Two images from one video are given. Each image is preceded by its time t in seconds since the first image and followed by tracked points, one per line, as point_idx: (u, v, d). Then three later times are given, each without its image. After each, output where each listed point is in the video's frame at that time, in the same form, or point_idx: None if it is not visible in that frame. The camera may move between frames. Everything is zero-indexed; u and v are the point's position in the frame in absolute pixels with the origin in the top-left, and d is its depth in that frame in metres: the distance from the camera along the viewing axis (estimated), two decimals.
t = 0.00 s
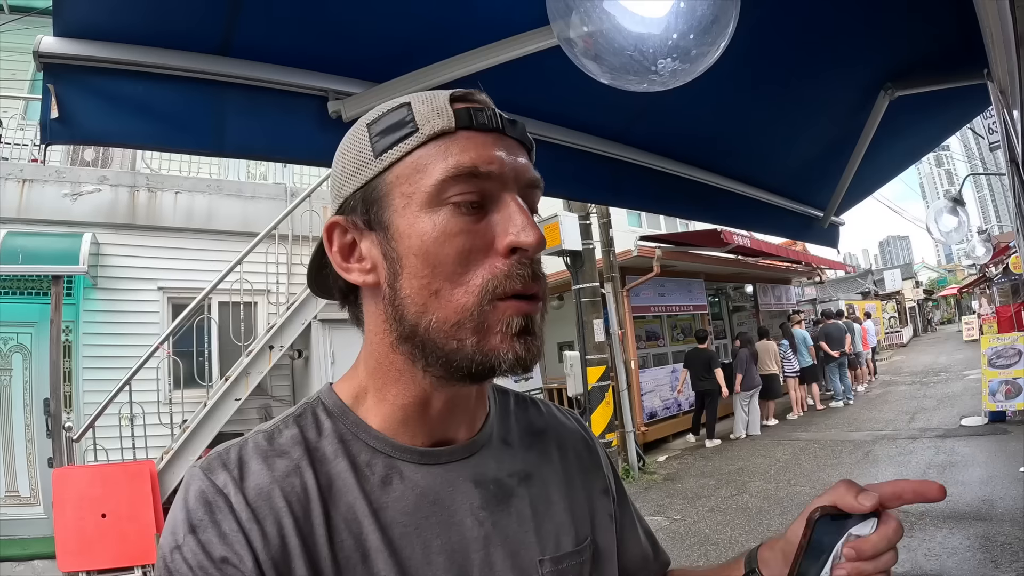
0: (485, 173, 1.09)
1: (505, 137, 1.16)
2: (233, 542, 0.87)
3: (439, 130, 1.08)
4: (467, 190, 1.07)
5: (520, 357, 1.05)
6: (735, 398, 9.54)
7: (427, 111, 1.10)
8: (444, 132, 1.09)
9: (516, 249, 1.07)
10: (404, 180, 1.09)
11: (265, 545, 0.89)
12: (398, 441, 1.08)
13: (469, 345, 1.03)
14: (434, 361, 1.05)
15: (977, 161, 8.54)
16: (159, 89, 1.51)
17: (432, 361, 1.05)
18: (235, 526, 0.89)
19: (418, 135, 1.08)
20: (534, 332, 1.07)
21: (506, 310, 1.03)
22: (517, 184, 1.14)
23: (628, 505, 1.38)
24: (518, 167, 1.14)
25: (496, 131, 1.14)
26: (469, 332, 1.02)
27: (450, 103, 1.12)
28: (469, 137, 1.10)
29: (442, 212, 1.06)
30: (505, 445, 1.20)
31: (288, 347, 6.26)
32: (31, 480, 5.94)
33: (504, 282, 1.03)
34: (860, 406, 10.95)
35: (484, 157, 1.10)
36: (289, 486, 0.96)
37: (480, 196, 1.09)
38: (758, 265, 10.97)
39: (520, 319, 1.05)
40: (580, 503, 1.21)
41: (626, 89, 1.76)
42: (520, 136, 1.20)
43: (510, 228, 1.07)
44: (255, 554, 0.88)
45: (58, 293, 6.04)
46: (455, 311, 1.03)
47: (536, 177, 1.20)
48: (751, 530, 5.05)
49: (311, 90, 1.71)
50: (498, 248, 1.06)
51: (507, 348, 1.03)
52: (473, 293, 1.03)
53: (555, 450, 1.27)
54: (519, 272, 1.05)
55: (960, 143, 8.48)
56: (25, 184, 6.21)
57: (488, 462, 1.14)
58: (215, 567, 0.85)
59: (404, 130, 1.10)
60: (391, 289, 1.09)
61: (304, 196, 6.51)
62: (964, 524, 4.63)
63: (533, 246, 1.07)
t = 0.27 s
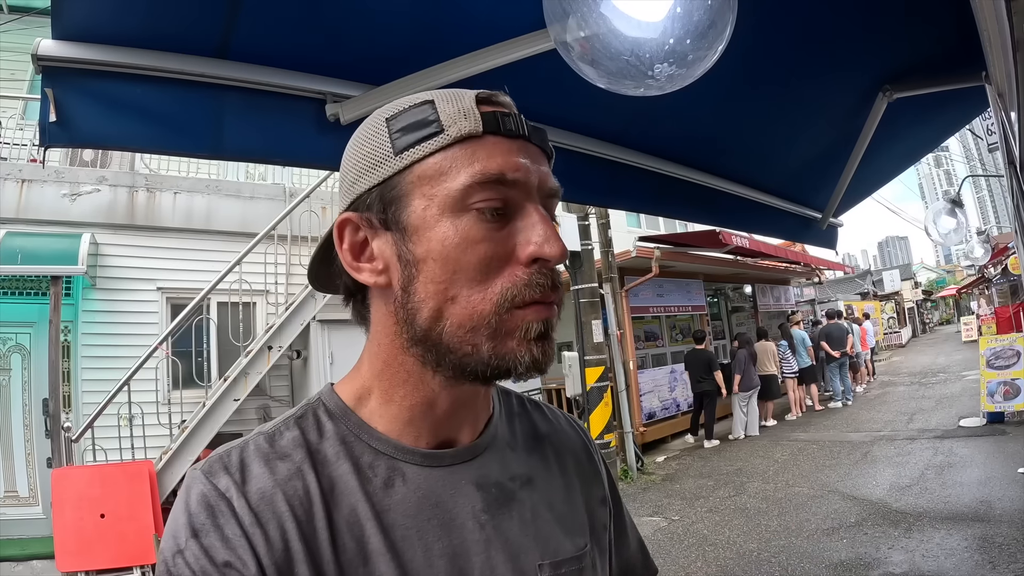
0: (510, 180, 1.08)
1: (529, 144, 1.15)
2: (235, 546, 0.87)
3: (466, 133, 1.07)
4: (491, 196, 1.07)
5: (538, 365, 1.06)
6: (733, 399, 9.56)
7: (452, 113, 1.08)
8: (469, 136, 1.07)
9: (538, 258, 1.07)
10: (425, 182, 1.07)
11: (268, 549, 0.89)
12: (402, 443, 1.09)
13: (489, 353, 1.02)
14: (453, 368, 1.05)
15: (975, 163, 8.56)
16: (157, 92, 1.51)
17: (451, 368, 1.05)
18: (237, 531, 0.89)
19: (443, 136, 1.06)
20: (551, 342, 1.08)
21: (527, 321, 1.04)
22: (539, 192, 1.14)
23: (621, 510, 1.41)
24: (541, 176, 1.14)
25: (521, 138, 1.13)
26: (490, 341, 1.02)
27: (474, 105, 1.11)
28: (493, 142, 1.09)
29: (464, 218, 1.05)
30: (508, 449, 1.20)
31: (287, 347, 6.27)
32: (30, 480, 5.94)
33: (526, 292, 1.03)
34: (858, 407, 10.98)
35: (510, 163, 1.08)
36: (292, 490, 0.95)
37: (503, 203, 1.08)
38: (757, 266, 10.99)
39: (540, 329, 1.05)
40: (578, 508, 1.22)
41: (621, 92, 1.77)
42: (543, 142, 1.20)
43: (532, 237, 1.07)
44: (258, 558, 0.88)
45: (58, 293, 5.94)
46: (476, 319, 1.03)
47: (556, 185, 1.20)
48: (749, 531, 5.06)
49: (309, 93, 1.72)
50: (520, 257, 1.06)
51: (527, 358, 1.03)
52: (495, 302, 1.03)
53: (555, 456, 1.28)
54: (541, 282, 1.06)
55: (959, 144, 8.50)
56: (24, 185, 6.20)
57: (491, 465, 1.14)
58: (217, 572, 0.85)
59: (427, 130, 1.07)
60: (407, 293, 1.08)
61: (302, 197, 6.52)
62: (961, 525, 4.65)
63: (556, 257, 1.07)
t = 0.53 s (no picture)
0: (536, 181, 1.07)
1: (553, 144, 1.15)
2: (250, 544, 0.87)
3: (494, 132, 1.06)
4: (517, 197, 1.06)
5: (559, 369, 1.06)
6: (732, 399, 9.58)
7: (479, 112, 1.07)
8: (496, 135, 1.06)
9: (562, 262, 1.07)
10: (450, 180, 1.06)
11: (284, 547, 0.89)
12: (420, 440, 1.09)
13: (513, 356, 1.03)
14: (476, 369, 1.04)
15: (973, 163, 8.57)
16: (159, 92, 1.51)
17: (475, 369, 1.04)
18: (253, 528, 0.88)
19: (469, 134, 1.06)
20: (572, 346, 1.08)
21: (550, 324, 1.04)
22: (563, 194, 1.14)
23: (623, 506, 1.43)
24: (566, 179, 1.14)
25: (546, 138, 1.13)
26: (514, 344, 1.03)
27: (499, 103, 1.10)
28: (519, 141, 1.08)
29: (489, 217, 1.04)
30: (523, 446, 1.21)
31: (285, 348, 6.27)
32: (29, 480, 5.93)
33: (551, 296, 1.03)
34: (856, 407, 11.00)
35: (537, 164, 1.08)
36: (307, 487, 0.95)
37: (528, 204, 1.08)
38: (755, 266, 11.01)
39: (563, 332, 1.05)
40: (589, 505, 1.23)
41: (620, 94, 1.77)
42: (566, 143, 1.19)
43: (556, 239, 1.07)
44: (273, 556, 0.88)
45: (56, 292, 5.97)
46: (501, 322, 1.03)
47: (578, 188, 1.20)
48: (747, 531, 5.07)
49: (310, 94, 1.73)
50: (544, 259, 1.06)
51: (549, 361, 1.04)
52: (520, 304, 1.03)
53: (567, 453, 1.29)
54: (565, 286, 1.06)
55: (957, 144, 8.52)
56: (23, 184, 6.20)
57: (506, 462, 1.14)
58: (232, 570, 0.84)
59: (454, 127, 1.07)
60: (430, 292, 1.08)
61: (300, 197, 6.53)
62: (959, 525, 4.66)
63: (579, 262, 1.08)
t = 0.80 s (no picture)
0: (538, 175, 1.08)
1: (556, 138, 1.15)
2: (250, 542, 0.87)
3: (496, 125, 1.06)
4: (519, 191, 1.07)
5: (560, 361, 1.07)
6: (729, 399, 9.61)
7: (480, 106, 1.07)
8: (498, 129, 1.07)
9: (564, 255, 1.07)
10: (451, 175, 1.07)
11: (283, 546, 0.89)
12: (420, 436, 1.09)
13: (515, 349, 1.03)
14: (478, 363, 1.05)
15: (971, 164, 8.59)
16: (155, 92, 1.52)
17: (476, 363, 1.05)
18: (253, 526, 0.89)
19: (471, 128, 1.06)
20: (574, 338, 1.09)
21: (552, 317, 1.05)
22: (565, 188, 1.14)
23: (624, 503, 1.44)
24: (568, 172, 1.14)
25: (549, 132, 1.13)
26: (516, 336, 1.03)
27: (502, 97, 1.10)
28: (521, 135, 1.09)
29: (490, 212, 1.05)
30: (524, 443, 1.21)
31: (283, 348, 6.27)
32: (26, 480, 5.93)
33: (552, 289, 1.04)
34: (853, 407, 11.03)
35: (539, 158, 1.09)
36: (307, 485, 0.95)
37: (529, 198, 1.09)
38: (753, 266, 11.04)
39: (566, 325, 1.06)
40: (591, 503, 1.23)
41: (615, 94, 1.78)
42: (568, 137, 1.20)
43: (558, 233, 1.08)
44: (272, 554, 0.88)
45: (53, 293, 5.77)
46: (503, 315, 1.03)
47: (580, 181, 1.20)
48: (745, 530, 5.09)
49: (306, 94, 1.74)
50: (546, 253, 1.06)
51: (551, 353, 1.05)
52: (523, 297, 1.03)
53: (569, 450, 1.29)
54: (567, 279, 1.06)
55: (954, 145, 8.54)
56: (21, 184, 6.20)
57: (507, 459, 1.15)
58: (231, 568, 0.85)
59: (455, 121, 1.07)
60: (431, 286, 1.08)
61: (298, 198, 6.55)
62: (956, 525, 4.68)
63: (581, 255, 1.08)
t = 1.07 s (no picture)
0: (547, 178, 1.08)
1: (565, 140, 1.15)
2: (254, 545, 0.87)
3: (505, 127, 1.06)
4: (528, 193, 1.06)
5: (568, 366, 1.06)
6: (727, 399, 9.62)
7: (489, 106, 1.07)
8: (507, 130, 1.06)
9: (573, 259, 1.07)
10: (460, 177, 1.07)
11: (288, 549, 0.89)
12: (427, 440, 1.09)
13: (522, 354, 1.02)
14: (488, 366, 1.05)
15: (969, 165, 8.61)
16: (152, 93, 1.52)
17: (486, 366, 1.05)
18: (257, 529, 0.88)
19: (479, 129, 1.06)
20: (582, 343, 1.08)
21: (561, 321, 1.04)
22: (574, 191, 1.14)
23: (630, 504, 1.44)
24: (577, 175, 1.14)
25: (558, 134, 1.13)
26: (524, 340, 1.02)
27: (510, 97, 1.10)
28: (530, 137, 1.08)
29: (500, 214, 1.04)
30: (530, 445, 1.21)
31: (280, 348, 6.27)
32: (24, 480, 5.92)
33: (561, 292, 1.03)
34: (851, 407, 11.07)
35: (549, 160, 1.08)
36: (312, 488, 0.95)
37: (538, 201, 1.08)
38: (750, 267, 11.07)
39: (577, 329, 1.06)
40: (597, 505, 1.23)
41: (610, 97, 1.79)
42: (577, 138, 1.19)
43: (567, 236, 1.07)
44: (277, 557, 0.88)
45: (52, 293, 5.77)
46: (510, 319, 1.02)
47: (589, 184, 1.20)
48: (742, 531, 5.10)
49: (303, 96, 1.75)
50: (555, 257, 1.06)
51: (559, 359, 1.04)
52: (533, 301, 1.03)
53: (575, 451, 1.29)
54: (576, 283, 1.06)
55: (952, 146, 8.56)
56: (18, 184, 6.19)
57: (513, 462, 1.14)
58: (235, 571, 0.85)
59: (463, 122, 1.07)
60: (439, 288, 1.08)
61: (295, 198, 6.56)
62: (953, 525, 4.70)
63: (591, 259, 1.08)
